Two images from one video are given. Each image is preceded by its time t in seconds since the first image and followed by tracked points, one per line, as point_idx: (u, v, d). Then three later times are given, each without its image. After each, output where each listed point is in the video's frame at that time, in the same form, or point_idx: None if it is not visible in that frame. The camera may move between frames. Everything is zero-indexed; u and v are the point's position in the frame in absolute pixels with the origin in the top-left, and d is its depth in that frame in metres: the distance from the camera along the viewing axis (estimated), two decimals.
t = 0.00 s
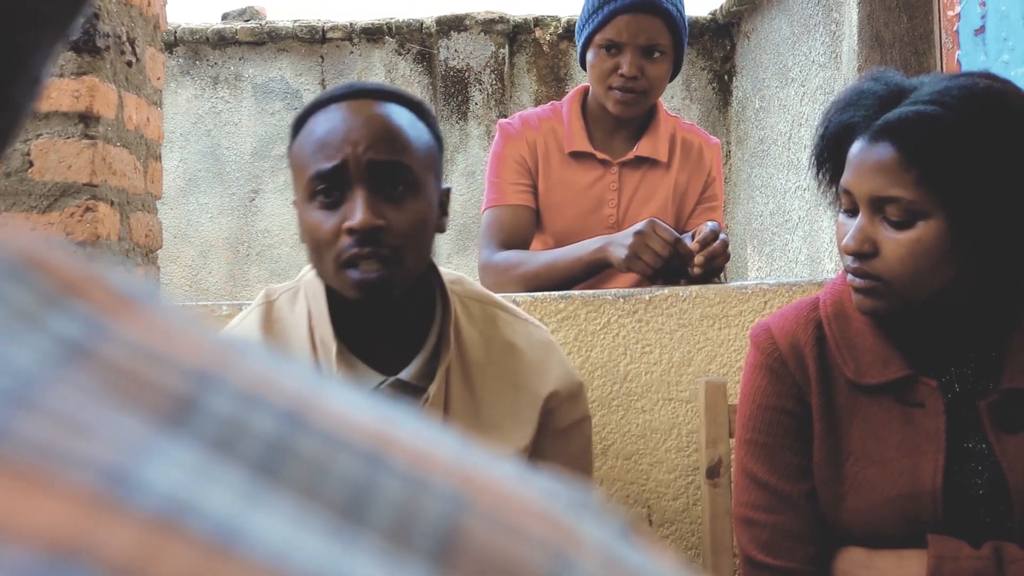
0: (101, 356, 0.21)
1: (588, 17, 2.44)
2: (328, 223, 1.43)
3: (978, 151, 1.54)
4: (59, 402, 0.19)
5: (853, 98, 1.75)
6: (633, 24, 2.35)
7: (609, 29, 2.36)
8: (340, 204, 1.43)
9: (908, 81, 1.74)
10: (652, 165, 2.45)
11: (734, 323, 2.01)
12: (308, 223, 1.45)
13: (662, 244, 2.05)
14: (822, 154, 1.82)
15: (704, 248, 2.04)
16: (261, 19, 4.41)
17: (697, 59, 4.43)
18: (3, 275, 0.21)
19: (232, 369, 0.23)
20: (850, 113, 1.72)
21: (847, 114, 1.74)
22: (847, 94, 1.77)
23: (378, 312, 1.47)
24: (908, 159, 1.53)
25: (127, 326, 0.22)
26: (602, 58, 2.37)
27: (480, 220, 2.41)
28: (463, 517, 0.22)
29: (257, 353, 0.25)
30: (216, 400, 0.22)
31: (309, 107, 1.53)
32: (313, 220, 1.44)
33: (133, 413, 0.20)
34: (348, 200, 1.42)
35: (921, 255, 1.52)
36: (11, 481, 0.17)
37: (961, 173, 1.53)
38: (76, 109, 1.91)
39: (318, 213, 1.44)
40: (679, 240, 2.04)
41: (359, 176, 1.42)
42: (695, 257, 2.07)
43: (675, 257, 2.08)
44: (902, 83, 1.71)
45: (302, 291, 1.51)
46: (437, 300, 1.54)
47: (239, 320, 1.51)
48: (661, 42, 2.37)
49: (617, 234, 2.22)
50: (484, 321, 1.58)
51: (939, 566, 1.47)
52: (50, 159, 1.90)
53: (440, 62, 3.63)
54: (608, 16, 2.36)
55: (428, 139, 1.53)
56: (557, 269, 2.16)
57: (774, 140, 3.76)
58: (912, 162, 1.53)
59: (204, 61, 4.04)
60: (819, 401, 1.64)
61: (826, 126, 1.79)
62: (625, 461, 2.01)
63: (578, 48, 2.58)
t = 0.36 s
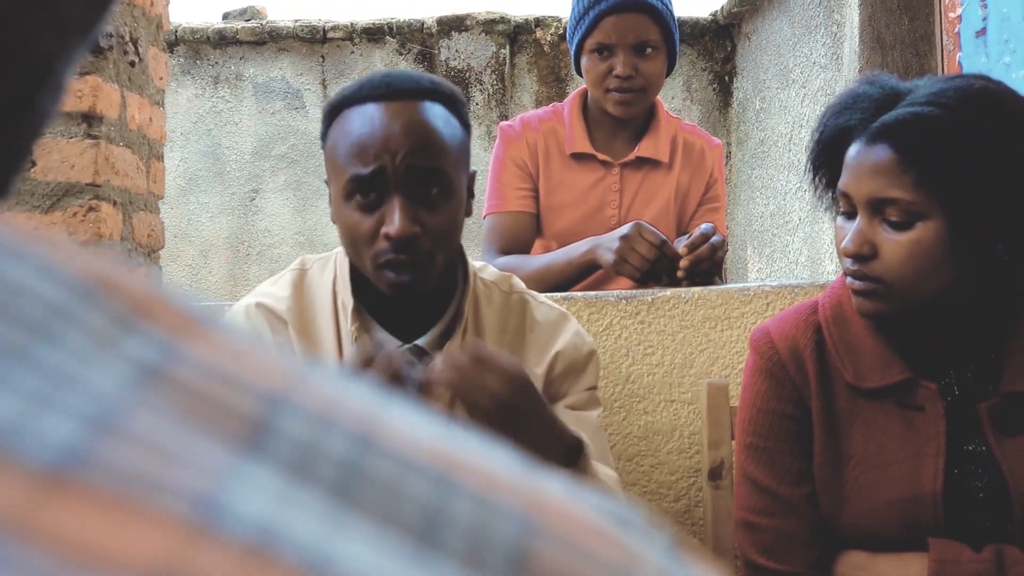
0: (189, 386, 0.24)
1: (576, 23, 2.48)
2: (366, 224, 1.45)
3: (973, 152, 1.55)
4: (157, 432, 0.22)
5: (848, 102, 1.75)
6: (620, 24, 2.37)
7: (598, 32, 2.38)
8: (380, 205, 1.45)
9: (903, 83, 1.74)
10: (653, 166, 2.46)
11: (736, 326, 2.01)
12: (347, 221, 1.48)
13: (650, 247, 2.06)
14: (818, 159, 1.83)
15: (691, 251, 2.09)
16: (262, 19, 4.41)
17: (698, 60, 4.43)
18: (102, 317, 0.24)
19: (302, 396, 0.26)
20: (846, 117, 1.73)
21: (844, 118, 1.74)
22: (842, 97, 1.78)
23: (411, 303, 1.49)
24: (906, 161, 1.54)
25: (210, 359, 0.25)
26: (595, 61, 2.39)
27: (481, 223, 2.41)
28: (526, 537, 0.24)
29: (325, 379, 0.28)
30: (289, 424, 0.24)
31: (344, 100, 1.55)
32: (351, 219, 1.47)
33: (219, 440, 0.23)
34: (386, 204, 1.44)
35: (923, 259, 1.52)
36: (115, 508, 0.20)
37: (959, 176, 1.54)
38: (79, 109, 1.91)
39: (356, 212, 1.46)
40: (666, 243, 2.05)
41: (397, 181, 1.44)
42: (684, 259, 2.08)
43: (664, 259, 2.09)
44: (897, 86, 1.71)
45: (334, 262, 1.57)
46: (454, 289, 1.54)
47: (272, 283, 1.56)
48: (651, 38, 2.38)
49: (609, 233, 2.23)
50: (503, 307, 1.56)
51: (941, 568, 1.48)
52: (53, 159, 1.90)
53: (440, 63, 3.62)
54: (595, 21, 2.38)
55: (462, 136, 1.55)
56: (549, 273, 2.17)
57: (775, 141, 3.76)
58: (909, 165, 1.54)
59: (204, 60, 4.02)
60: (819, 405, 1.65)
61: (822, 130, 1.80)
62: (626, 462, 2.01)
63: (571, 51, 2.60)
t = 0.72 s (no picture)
0: (322, 430, 0.21)
1: (572, 31, 2.47)
2: (350, 286, 1.46)
3: (974, 154, 1.56)
4: (297, 478, 0.20)
5: (846, 109, 1.75)
6: (617, 27, 2.37)
7: (594, 38, 2.38)
8: (364, 267, 1.45)
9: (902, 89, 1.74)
10: (656, 167, 2.46)
11: (741, 328, 2.01)
12: (330, 281, 1.48)
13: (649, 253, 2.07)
14: (818, 168, 1.83)
15: (692, 255, 2.12)
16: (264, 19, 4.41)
17: (699, 62, 4.44)
18: (225, 351, 0.22)
19: (441, 442, 0.23)
20: (847, 124, 1.72)
21: (842, 126, 1.74)
22: (841, 105, 1.77)
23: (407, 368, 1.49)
24: (910, 168, 1.54)
25: (340, 404, 0.23)
26: (594, 67, 2.39)
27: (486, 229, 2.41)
28: None
29: (467, 429, 0.25)
30: (420, 467, 0.22)
31: (331, 154, 1.56)
32: (334, 280, 1.47)
33: (338, 476, 0.20)
34: (370, 266, 1.45)
35: (929, 262, 1.52)
36: (265, 553, 0.18)
37: (962, 180, 1.54)
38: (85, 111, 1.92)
39: (339, 273, 1.46)
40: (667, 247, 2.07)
41: (382, 243, 1.45)
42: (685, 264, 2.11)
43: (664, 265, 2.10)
44: (895, 92, 1.71)
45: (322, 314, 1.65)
46: (462, 332, 1.58)
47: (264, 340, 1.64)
48: (649, 40, 2.38)
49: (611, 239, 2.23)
50: (512, 347, 1.61)
51: (947, 572, 1.48)
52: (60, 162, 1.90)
53: (442, 64, 3.62)
54: (590, 27, 2.38)
55: (455, 188, 1.56)
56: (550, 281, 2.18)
57: (777, 143, 3.76)
58: (913, 172, 1.54)
59: (206, 62, 4.03)
60: (825, 409, 1.65)
61: (822, 137, 1.79)
62: (631, 465, 2.01)
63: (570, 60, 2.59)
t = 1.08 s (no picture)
0: (523, 475, 0.23)
1: (580, 31, 2.47)
2: (353, 241, 1.48)
3: (990, 162, 1.59)
4: (528, 528, 0.21)
5: (861, 118, 1.77)
6: (625, 28, 2.38)
7: (603, 38, 2.39)
8: (365, 223, 1.48)
9: (914, 97, 1.76)
10: (663, 172, 2.46)
11: (752, 334, 2.01)
12: (334, 240, 1.51)
13: (651, 253, 2.08)
14: (831, 177, 1.84)
15: (695, 264, 2.14)
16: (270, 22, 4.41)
17: (704, 66, 4.44)
18: (429, 406, 0.23)
19: (616, 486, 0.25)
20: (860, 132, 1.75)
21: (857, 134, 1.76)
22: (853, 114, 1.80)
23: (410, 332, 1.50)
24: (927, 174, 1.57)
25: (524, 446, 0.24)
26: (602, 67, 2.39)
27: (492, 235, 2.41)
28: None
29: (617, 467, 0.27)
30: (616, 513, 0.23)
31: (330, 126, 1.60)
32: (338, 237, 1.50)
33: (557, 524, 0.22)
34: (372, 219, 1.48)
35: (943, 270, 1.55)
36: None
37: (976, 188, 1.57)
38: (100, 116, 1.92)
39: (343, 231, 1.50)
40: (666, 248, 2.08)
41: (381, 196, 1.48)
42: (688, 272, 2.12)
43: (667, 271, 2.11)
44: (908, 100, 1.74)
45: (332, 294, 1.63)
46: (459, 308, 1.57)
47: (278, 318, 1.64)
48: (658, 43, 2.39)
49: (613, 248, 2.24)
50: (512, 327, 1.58)
51: None
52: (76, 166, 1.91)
53: (448, 67, 3.63)
54: (599, 27, 2.39)
55: (452, 153, 1.59)
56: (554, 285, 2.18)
57: (781, 148, 3.76)
58: (931, 178, 1.57)
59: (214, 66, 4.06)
60: (836, 416, 1.66)
61: (835, 146, 1.82)
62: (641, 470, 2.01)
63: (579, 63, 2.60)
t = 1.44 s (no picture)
0: (691, 496, 0.25)
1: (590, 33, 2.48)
2: (383, 274, 1.52)
3: (1001, 169, 1.62)
4: (708, 550, 0.23)
5: (872, 122, 1.79)
6: (635, 31, 2.39)
7: (612, 41, 2.40)
8: (395, 257, 1.51)
9: (925, 103, 1.78)
10: (671, 175, 2.47)
11: (761, 338, 2.02)
12: (364, 273, 1.54)
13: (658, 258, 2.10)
14: (843, 181, 1.85)
15: (703, 268, 2.14)
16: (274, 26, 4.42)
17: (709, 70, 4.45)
18: (604, 432, 0.26)
19: (773, 509, 0.27)
20: (873, 137, 1.76)
21: (869, 139, 1.78)
22: (866, 118, 1.81)
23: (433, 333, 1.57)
24: (938, 180, 1.60)
25: (682, 467, 0.26)
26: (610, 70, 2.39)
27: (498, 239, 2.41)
28: None
29: (761, 486, 0.29)
30: (776, 532, 0.25)
31: (359, 150, 1.63)
32: (368, 271, 1.53)
33: (727, 544, 0.24)
34: (402, 254, 1.51)
35: (956, 274, 1.56)
36: None
37: (988, 196, 1.60)
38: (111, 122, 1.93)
39: (372, 263, 1.53)
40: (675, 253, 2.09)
41: (412, 230, 1.51)
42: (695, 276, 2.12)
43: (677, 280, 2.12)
44: (920, 105, 1.76)
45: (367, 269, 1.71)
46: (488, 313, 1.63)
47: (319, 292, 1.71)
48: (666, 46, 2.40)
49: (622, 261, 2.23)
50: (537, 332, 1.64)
51: None
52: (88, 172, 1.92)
53: (451, 71, 3.61)
54: (609, 29, 2.40)
55: (481, 176, 1.63)
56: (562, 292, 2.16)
57: (784, 152, 3.76)
58: (942, 183, 1.60)
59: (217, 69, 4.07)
60: (846, 420, 1.67)
61: (847, 151, 1.83)
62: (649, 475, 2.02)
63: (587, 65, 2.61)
